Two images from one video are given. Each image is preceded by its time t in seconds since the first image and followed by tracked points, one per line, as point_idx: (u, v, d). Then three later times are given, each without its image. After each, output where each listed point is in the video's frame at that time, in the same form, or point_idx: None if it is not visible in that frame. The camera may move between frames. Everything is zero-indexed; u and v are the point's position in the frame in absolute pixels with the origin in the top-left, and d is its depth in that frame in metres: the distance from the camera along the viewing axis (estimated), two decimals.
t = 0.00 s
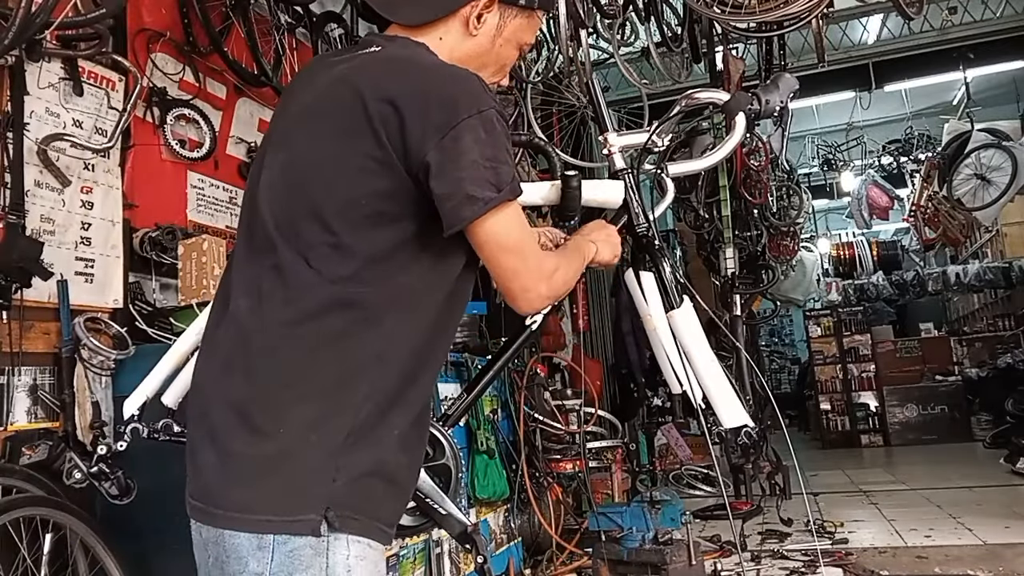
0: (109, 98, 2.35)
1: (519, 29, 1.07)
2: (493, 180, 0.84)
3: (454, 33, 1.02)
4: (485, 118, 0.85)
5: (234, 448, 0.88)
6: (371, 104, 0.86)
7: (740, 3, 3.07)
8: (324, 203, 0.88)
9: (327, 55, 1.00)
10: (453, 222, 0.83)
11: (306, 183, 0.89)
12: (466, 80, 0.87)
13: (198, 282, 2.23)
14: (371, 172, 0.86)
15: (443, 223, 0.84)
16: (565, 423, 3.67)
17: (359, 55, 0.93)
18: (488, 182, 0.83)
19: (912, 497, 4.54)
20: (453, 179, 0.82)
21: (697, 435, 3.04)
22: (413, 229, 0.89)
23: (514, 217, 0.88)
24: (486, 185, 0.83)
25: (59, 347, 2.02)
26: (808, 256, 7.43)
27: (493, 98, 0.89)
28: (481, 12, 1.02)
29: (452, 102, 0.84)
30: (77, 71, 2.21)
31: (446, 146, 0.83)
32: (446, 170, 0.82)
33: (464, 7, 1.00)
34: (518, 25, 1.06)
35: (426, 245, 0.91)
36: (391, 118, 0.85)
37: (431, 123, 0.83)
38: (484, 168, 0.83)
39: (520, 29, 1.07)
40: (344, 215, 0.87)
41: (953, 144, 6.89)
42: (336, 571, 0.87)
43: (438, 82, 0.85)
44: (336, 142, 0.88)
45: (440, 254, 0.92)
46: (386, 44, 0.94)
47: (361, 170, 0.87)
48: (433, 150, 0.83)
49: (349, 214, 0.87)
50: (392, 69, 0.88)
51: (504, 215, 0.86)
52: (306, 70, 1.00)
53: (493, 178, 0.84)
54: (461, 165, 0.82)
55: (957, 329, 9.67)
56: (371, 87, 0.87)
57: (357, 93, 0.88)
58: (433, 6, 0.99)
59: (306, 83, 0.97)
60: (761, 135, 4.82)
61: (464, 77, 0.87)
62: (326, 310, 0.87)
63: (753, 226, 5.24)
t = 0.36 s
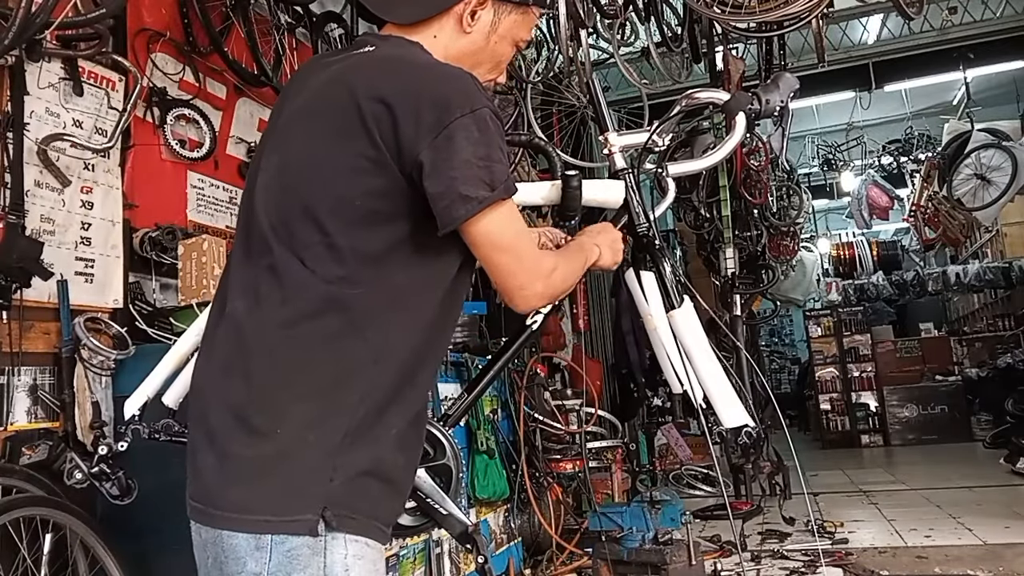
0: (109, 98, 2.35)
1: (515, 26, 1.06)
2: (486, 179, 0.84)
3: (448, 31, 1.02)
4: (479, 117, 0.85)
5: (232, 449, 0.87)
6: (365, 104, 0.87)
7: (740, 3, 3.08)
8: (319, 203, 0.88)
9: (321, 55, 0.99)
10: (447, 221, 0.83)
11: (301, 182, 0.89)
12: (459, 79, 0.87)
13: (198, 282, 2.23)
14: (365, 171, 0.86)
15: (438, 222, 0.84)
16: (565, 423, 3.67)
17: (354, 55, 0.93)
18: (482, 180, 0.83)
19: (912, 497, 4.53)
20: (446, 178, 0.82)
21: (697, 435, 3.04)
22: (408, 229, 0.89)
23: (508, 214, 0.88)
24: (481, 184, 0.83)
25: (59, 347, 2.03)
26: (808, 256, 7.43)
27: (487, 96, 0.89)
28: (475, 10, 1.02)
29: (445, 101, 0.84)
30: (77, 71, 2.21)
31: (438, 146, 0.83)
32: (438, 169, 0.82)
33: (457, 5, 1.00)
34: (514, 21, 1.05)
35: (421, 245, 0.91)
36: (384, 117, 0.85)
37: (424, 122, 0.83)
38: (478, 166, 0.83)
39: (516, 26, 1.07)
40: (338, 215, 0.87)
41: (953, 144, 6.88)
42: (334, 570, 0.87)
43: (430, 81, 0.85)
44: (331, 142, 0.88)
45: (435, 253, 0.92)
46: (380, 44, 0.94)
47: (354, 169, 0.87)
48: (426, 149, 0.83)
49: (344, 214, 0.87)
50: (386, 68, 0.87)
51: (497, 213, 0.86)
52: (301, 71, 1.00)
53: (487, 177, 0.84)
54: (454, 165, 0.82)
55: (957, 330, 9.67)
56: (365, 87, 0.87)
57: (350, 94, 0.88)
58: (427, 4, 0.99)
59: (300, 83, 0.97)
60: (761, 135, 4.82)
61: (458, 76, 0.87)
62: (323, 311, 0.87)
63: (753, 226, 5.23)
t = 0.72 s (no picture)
0: (109, 98, 2.35)
1: (515, 25, 1.06)
2: (490, 178, 0.83)
3: (447, 31, 1.02)
4: (481, 117, 0.84)
5: (237, 448, 0.87)
6: (365, 106, 0.86)
7: (740, 3, 3.07)
8: (321, 204, 0.88)
9: (322, 56, 0.99)
10: (451, 222, 0.83)
11: (303, 183, 0.89)
12: (459, 79, 0.86)
13: (198, 283, 2.23)
14: (366, 173, 0.86)
15: (441, 223, 0.84)
16: (565, 423, 3.67)
17: (354, 56, 0.93)
18: (486, 180, 0.83)
19: (912, 497, 4.53)
20: (449, 179, 0.82)
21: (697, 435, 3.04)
22: (409, 229, 0.89)
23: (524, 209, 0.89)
24: (484, 184, 0.83)
25: (60, 347, 2.03)
26: (808, 256, 7.43)
27: (490, 96, 0.89)
28: (473, 9, 1.02)
29: (447, 102, 0.84)
30: (77, 71, 2.21)
31: (441, 147, 0.82)
32: (440, 171, 0.82)
33: (456, 4, 1.01)
34: (514, 20, 1.05)
35: (424, 245, 0.91)
36: (385, 119, 0.85)
37: (427, 124, 0.83)
38: (481, 166, 0.83)
39: (516, 25, 1.06)
40: (341, 216, 0.87)
41: (953, 144, 6.88)
42: (344, 568, 0.87)
43: (431, 83, 0.85)
44: (333, 143, 0.88)
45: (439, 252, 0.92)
46: (380, 45, 0.94)
47: (356, 170, 0.87)
48: (428, 150, 0.83)
49: (346, 214, 0.87)
50: (387, 69, 0.87)
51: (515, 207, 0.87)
52: (301, 72, 1.00)
53: (491, 177, 0.84)
54: (457, 167, 0.82)
55: (957, 330, 9.66)
56: (365, 89, 0.87)
57: (351, 95, 0.88)
58: (425, 4, 0.99)
59: (301, 85, 0.97)
60: (761, 135, 4.82)
61: (460, 77, 0.87)
62: (326, 311, 0.87)
63: (753, 226, 5.23)
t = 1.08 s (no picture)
0: (109, 98, 2.35)
1: (516, 25, 1.06)
2: (495, 175, 0.83)
3: (448, 32, 1.02)
4: (482, 115, 0.84)
5: (244, 448, 0.88)
6: (367, 108, 0.86)
7: (740, 3, 3.08)
8: (326, 205, 0.88)
9: (325, 58, 0.99)
10: (456, 221, 0.82)
11: (306, 184, 0.90)
12: (460, 78, 0.86)
13: (198, 283, 2.23)
14: (369, 174, 0.86)
15: (446, 222, 0.84)
16: (565, 423, 3.67)
17: (357, 56, 0.93)
18: (489, 176, 0.83)
19: (912, 497, 4.53)
20: (452, 178, 0.82)
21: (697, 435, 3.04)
22: (413, 228, 0.89)
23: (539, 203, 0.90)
24: (489, 180, 0.83)
25: (59, 347, 2.03)
26: (808, 256, 7.43)
27: (491, 93, 0.89)
28: (474, 9, 1.02)
29: (448, 101, 0.83)
30: (77, 71, 2.21)
31: (441, 147, 0.82)
32: (440, 171, 0.82)
33: (455, 5, 1.01)
34: (515, 20, 1.05)
35: (428, 243, 0.90)
36: (385, 120, 0.85)
37: (428, 123, 0.83)
38: (485, 163, 0.83)
39: (518, 24, 1.06)
40: (344, 216, 0.87)
41: (953, 144, 6.89)
42: (353, 563, 0.87)
43: (432, 82, 0.85)
44: (335, 146, 0.88)
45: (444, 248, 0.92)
46: (382, 45, 0.93)
47: (358, 170, 0.87)
48: (429, 150, 0.82)
49: (349, 215, 0.87)
50: (388, 69, 0.87)
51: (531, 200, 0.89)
52: (304, 74, 1.00)
53: (495, 173, 0.84)
54: (459, 166, 0.82)
55: (957, 330, 9.66)
56: (366, 90, 0.87)
57: (353, 96, 0.88)
58: (425, 4, 0.99)
59: (303, 88, 0.97)
60: (761, 135, 4.82)
61: (460, 75, 0.86)
62: (331, 311, 0.87)
63: (753, 226, 5.24)
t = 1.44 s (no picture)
0: (109, 98, 2.35)
1: (516, 27, 1.06)
2: (499, 174, 0.84)
3: (447, 32, 1.02)
4: (484, 116, 0.84)
5: (243, 449, 0.88)
6: (366, 109, 0.86)
7: (740, 3, 3.08)
8: (325, 206, 0.88)
9: (324, 58, 0.99)
10: (461, 221, 0.82)
11: (305, 185, 0.89)
12: (461, 79, 0.86)
13: (198, 283, 2.23)
14: (369, 175, 0.86)
15: (450, 222, 0.84)
16: (565, 423, 3.67)
17: (356, 57, 0.93)
18: (493, 175, 0.83)
19: (912, 497, 4.53)
20: (454, 179, 0.82)
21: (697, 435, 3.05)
22: (414, 228, 0.89)
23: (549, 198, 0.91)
24: (492, 180, 0.83)
25: (59, 347, 2.03)
26: (808, 256, 7.43)
27: (491, 93, 0.89)
28: (472, 11, 1.02)
29: (448, 102, 0.83)
30: (77, 71, 2.21)
31: (444, 149, 0.82)
32: (443, 173, 0.82)
33: (455, 6, 1.00)
34: (514, 21, 1.05)
35: (428, 243, 0.90)
36: (385, 121, 0.85)
37: (428, 125, 0.83)
38: (488, 163, 0.83)
39: (517, 26, 1.06)
40: (344, 217, 0.87)
41: (953, 144, 6.88)
42: (350, 563, 0.87)
43: (432, 83, 0.85)
44: (335, 146, 0.88)
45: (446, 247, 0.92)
46: (382, 47, 0.93)
47: (357, 171, 0.87)
48: (432, 151, 0.82)
49: (349, 216, 0.87)
50: (388, 70, 0.87)
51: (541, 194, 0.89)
52: (303, 75, 1.00)
53: (499, 172, 0.84)
54: (461, 167, 0.82)
55: (957, 330, 9.66)
56: (366, 91, 0.87)
57: (352, 96, 0.88)
58: (425, 5, 0.99)
59: (302, 89, 0.97)
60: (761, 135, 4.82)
61: (461, 77, 0.86)
62: (329, 311, 0.87)
63: (753, 226, 5.24)
